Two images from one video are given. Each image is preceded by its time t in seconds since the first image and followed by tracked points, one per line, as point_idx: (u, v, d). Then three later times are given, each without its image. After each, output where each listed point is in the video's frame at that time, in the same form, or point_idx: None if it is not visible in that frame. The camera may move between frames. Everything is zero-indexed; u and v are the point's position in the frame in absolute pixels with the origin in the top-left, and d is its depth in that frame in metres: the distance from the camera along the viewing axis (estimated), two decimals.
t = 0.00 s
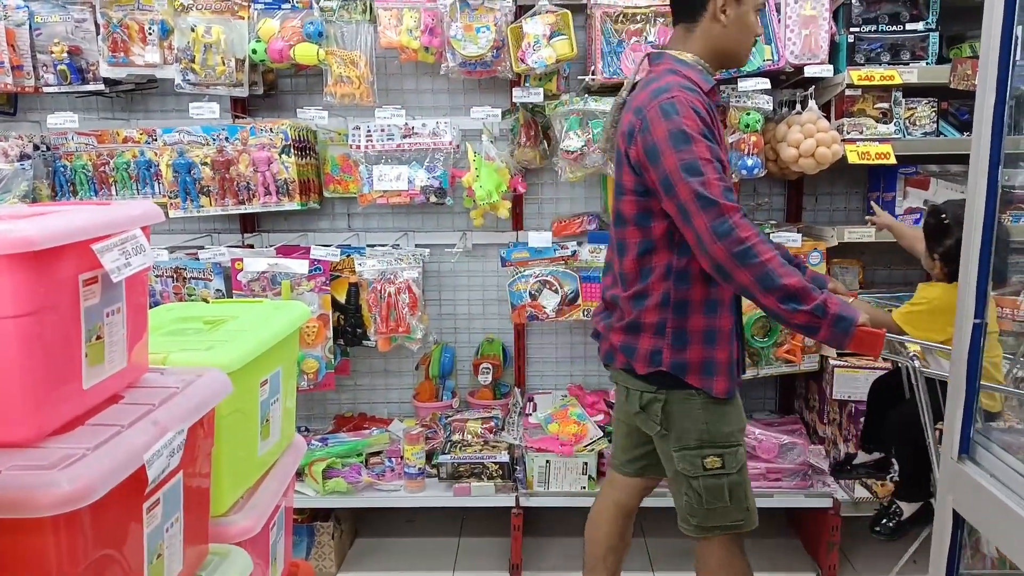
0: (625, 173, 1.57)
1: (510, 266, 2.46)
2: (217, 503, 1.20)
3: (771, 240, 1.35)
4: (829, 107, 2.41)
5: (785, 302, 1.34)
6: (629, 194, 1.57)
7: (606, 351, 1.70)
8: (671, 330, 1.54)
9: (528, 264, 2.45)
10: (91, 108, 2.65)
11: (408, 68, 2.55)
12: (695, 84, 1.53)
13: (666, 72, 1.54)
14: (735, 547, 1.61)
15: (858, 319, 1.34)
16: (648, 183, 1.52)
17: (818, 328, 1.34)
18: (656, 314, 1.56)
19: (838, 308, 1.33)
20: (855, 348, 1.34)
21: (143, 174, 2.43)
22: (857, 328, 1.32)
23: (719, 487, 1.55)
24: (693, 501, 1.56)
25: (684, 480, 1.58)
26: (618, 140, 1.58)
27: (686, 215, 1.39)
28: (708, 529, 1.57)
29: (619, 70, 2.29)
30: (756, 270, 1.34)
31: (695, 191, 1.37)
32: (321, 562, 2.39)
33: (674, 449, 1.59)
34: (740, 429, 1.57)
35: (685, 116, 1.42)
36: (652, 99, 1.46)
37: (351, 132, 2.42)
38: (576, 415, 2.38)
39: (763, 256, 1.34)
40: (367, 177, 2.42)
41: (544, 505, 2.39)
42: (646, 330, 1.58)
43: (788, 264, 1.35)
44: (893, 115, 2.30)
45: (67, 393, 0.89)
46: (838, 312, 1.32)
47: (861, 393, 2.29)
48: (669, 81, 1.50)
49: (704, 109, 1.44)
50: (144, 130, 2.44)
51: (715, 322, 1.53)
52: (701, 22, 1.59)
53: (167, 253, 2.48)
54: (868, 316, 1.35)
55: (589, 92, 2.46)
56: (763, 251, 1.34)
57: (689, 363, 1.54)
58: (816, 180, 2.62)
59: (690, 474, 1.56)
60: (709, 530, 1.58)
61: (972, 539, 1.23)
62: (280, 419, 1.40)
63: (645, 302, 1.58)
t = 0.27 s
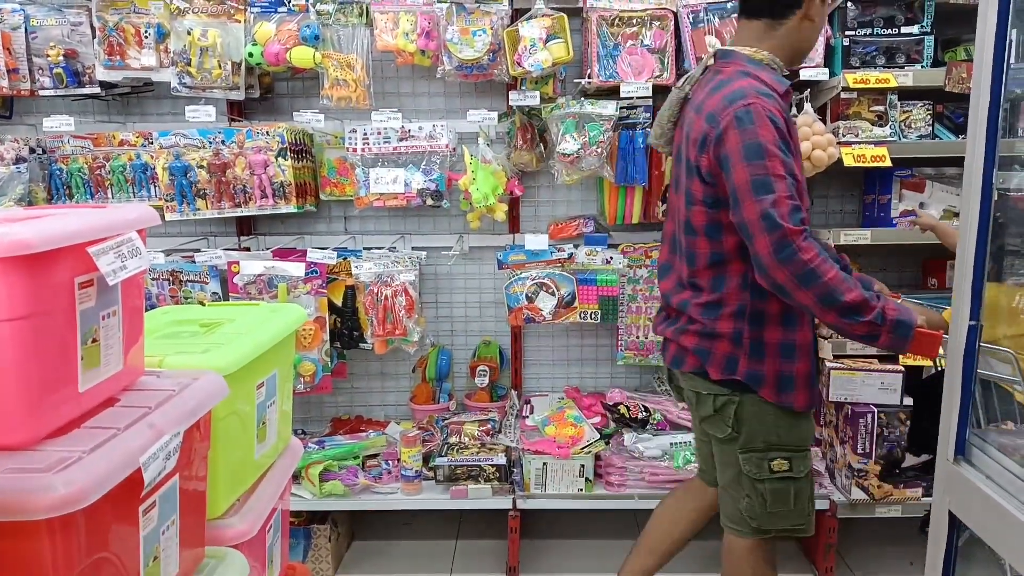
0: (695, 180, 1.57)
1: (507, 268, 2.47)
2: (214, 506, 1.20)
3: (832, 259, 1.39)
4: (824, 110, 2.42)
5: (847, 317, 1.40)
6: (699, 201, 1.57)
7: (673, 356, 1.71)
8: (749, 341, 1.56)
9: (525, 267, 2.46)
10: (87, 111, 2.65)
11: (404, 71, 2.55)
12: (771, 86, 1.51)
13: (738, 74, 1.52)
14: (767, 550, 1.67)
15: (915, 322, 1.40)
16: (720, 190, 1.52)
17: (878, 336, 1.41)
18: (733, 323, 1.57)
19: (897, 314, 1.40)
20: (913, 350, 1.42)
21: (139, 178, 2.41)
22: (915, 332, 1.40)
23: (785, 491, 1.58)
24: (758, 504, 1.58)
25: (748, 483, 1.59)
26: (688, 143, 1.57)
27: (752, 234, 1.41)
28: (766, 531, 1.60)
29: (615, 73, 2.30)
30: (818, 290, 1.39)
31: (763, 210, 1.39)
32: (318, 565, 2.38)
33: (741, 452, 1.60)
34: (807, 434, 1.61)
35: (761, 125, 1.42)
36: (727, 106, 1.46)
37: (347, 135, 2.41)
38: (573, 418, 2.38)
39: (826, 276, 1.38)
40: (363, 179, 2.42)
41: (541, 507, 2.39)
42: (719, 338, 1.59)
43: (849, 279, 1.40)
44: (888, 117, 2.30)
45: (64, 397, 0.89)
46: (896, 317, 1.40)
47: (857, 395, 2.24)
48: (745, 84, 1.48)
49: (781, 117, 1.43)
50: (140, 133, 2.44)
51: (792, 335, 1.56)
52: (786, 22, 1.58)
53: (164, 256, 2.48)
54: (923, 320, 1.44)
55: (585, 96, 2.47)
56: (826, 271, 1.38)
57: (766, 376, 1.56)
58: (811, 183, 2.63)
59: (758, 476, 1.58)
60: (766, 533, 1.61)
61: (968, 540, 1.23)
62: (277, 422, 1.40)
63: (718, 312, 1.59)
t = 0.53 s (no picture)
0: (747, 174, 1.55)
1: (505, 267, 2.47)
2: (212, 507, 1.20)
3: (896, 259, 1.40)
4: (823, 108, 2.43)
5: (909, 316, 1.40)
6: (748, 198, 1.56)
7: (713, 360, 1.71)
8: (790, 346, 1.56)
9: (524, 266, 2.46)
10: (85, 112, 2.65)
11: (401, 70, 2.56)
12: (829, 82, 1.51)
13: (797, 68, 1.51)
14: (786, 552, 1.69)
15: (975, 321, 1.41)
16: (775, 186, 1.51)
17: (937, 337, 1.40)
18: (774, 328, 1.57)
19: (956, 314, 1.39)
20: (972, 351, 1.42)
21: (137, 177, 2.43)
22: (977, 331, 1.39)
23: (812, 496, 1.59)
24: (783, 506, 1.60)
25: (775, 485, 1.62)
26: (739, 137, 1.56)
27: (815, 233, 1.41)
28: (789, 534, 1.62)
29: (613, 71, 2.30)
30: (883, 291, 1.39)
31: (830, 208, 1.39)
32: (318, 565, 2.38)
33: (771, 455, 1.62)
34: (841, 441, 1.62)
35: (826, 121, 1.42)
36: (789, 100, 1.45)
37: (345, 134, 2.41)
38: (571, 417, 2.38)
39: (890, 277, 1.39)
40: (361, 179, 2.42)
41: (540, 506, 2.39)
42: (758, 342, 1.59)
43: (911, 280, 1.41)
44: (886, 115, 2.31)
45: (62, 398, 0.89)
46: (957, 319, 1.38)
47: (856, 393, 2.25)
48: (807, 79, 1.47)
49: (845, 113, 1.44)
50: (137, 134, 2.44)
51: (835, 338, 1.55)
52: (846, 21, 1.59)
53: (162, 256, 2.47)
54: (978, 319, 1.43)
55: (583, 94, 2.47)
56: (890, 272, 1.39)
57: (806, 381, 1.56)
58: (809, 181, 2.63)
59: (786, 479, 1.60)
60: (788, 535, 1.63)
61: (966, 537, 1.23)
62: (275, 422, 1.40)
63: (760, 316, 1.58)
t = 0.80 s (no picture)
0: (797, 166, 1.53)
1: (503, 267, 2.47)
2: (211, 506, 1.20)
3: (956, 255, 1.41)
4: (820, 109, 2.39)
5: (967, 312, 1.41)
6: (796, 191, 1.54)
7: (743, 357, 1.71)
8: (826, 342, 1.55)
9: (522, 266, 2.46)
10: (83, 112, 2.65)
11: (399, 70, 2.56)
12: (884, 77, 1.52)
13: (851, 63, 1.51)
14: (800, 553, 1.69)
15: None
16: (827, 179, 1.50)
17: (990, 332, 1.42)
18: (811, 323, 1.56)
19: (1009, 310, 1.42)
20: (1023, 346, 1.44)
21: (135, 178, 2.42)
22: None
23: (832, 500, 1.59)
24: (802, 508, 1.60)
25: (796, 487, 1.61)
26: (790, 130, 1.54)
27: (879, 226, 1.41)
28: (805, 536, 1.63)
29: (611, 71, 2.30)
30: (942, 286, 1.41)
31: (895, 201, 1.39)
32: (317, 565, 2.38)
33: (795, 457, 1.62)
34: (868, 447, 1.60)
35: (887, 114, 1.42)
36: (849, 92, 1.44)
37: (343, 134, 2.41)
38: (570, 416, 2.38)
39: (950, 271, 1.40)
40: (360, 179, 2.42)
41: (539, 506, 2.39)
42: (794, 337, 1.58)
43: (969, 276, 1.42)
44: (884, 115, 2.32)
45: (61, 398, 0.89)
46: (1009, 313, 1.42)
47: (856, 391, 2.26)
48: (865, 72, 1.47)
49: (905, 107, 1.44)
50: (136, 134, 2.44)
51: (875, 337, 1.54)
52: (893, 19, 1.60)
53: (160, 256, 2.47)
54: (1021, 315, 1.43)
55: (581, 94, 2.47)
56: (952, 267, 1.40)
57: (841, 379, 1.55)
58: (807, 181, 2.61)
59: (807, 482, 1.60)
60: (804, 538, 1.63)
61: (965, 535, 1.24)
62: (274, 422, 1.40)
63: (799, 309, 1.58)
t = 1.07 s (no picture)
0: (848, 166, 1.54)
1: (501, 268, 2.47)
2: (208, 507, 1.20)
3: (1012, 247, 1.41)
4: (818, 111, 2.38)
5: None
6: (848, 190, 1.55)
7: (792, 360, 1.71)
8: (880, 339, 1.55)
9: (519, 267, 2.46)
10: (80, 113, 2.64)
11: (397, 72, 2.56)
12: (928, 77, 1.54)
13: (897, 63, 1.54)
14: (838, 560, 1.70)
15: None
16: (879, 177, 1.51)
17: None
18: (864, 321, 1.56)
19: None
20: None
21: (133, 179, 2.42)
22: None
23: (874, 508, 1.60)
24: (842, 513, 1.62)
25: (838, 493, 1.63)
26: (838, 130, 1.56)
27: (934, 219, 1.41)
28: (844, 542, 1.64)
29: (608, 72, 2.31)
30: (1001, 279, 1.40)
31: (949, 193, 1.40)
32: (314, 566, 2.38)
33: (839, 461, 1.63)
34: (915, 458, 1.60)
35: (935, 110, 1.44)
36: (897, 89, 1.47)
37: (341, 135, 2.42)
38: (567, 417, 2.39)
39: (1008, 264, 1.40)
40: (358, 180, 2.42)
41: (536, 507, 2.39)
42: (847, 336, 1.58)
43: None
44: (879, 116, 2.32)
45: (59, 399, 0.89)
46: None
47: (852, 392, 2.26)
48: (912, 71, 1.50)
49: (953, 103, 1.46)
50: (133, 135, 2.43)
51: (929, 333, 1.53)
52: (923, 17, 1.64)
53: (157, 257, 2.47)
54: None
55: (578, 95, 2.47)
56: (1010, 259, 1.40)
57: (895, 377, 1.54)
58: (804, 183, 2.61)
59: (849, 488, 1.61)
60: (843, 544, 1.64)
61: (961, 536, 1.24)
62: (271, 423, 1.40)
63: (852, 308, 1.58)
